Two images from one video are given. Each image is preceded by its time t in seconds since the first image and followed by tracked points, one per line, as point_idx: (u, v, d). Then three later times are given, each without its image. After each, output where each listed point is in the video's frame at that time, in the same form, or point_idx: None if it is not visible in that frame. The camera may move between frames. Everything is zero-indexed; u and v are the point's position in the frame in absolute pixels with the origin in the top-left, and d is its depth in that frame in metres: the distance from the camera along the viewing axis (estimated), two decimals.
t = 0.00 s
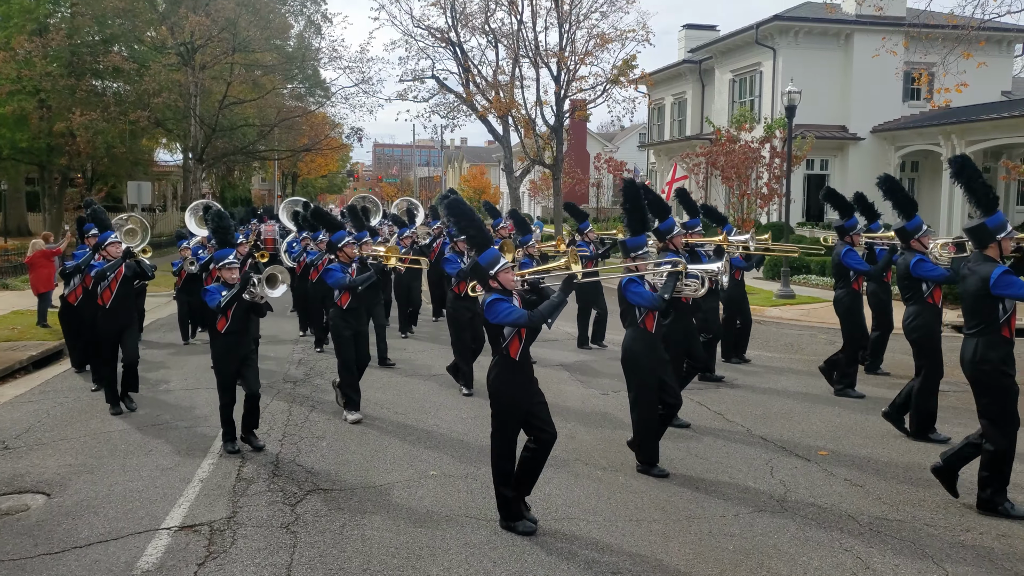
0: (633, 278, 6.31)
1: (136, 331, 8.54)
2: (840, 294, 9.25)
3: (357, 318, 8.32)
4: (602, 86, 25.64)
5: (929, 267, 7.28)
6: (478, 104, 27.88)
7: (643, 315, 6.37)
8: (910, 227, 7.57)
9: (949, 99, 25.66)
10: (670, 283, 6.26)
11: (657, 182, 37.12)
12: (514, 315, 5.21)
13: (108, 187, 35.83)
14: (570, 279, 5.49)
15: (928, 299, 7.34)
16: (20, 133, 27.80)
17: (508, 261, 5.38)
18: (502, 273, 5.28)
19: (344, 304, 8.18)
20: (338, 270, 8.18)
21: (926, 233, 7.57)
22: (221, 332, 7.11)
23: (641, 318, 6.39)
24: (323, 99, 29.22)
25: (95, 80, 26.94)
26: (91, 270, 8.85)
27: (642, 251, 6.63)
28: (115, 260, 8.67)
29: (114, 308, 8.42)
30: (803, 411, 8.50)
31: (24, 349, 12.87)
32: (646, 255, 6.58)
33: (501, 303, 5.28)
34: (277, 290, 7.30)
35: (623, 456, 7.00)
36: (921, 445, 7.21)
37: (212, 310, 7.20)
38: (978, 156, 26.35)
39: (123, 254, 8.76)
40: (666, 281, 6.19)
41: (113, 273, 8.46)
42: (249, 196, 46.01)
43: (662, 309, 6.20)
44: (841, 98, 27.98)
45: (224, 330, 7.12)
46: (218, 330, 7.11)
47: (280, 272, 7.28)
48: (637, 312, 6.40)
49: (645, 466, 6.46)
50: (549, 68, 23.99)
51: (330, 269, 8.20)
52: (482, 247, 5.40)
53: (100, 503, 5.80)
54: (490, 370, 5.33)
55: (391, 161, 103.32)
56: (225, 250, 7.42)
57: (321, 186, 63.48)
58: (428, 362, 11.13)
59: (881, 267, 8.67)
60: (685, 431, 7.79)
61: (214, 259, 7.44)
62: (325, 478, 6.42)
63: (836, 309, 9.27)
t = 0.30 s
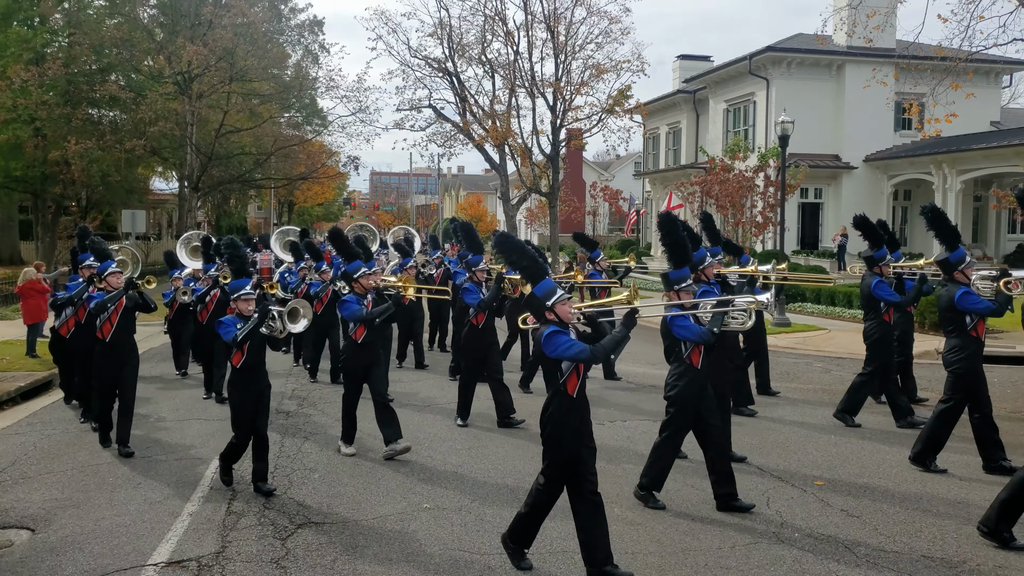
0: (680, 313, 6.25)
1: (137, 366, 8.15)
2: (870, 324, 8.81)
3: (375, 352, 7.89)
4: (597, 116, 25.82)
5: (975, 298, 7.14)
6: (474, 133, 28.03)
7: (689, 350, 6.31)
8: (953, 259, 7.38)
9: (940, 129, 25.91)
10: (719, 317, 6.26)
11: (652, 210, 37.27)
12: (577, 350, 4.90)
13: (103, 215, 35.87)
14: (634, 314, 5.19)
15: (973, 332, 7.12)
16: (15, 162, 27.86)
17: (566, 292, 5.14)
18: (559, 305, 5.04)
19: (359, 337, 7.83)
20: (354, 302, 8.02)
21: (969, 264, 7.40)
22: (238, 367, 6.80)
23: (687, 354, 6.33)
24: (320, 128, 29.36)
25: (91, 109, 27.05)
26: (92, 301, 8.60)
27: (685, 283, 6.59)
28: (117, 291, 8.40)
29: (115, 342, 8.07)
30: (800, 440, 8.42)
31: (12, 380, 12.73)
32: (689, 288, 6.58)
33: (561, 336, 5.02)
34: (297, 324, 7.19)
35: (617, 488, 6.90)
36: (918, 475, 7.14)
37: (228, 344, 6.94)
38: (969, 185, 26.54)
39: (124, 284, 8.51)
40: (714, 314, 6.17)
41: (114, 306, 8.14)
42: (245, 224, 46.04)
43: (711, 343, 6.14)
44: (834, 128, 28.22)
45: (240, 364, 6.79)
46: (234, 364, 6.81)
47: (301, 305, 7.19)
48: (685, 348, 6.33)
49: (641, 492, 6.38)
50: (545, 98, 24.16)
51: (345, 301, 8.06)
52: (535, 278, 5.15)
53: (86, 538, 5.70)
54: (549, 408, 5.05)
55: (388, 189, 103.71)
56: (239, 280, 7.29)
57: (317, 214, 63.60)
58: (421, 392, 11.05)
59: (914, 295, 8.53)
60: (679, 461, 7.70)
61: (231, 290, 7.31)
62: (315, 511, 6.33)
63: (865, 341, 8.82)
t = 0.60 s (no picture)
0: (724, 331, 6.20)
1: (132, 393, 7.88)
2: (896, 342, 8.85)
3: (395, 374, 7.59)
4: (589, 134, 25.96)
5: (1013, 315, 7.14)
6: (466, 151, 28.13)
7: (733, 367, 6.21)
8: (991, 275, 7.42)
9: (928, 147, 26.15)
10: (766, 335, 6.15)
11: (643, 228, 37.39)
12: (641, 372, 4.78)
13: (93, 233, 35.74)
14: (697, 331, 5.09)
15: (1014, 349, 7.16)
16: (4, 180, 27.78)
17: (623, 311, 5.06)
18: (619, 324, 4.95)
19: (381, 357, 7.52)
20: (372, 320, 7.51)
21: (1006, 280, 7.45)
22: (253, 393, 6.38)
23: (732, 371, 6.22)
24: (311, 146, 29.41)
25: (81, 127, 27.03)
26: (87, 322, 8.19)
27: (732, 298, 6.37)
28: (114, 311, 8.04)
29: (112, 366, 7.77)
30: (793, 457, 8.41)
31: None
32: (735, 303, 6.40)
33: (623, 357, 4.90)
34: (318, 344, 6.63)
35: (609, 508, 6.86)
36: (909, 492, 7.14)
37: (242, 369, 6.48)
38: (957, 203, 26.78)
39: (123, 305, 8.14)
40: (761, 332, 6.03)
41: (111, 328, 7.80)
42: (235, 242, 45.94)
43: (757, 360, 6.08)
44: (823, 146, 28.44)
45: (254, 390, 6.38)
46: (249, 390, 6.39)
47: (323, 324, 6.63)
48: (728, 365, 6.23)
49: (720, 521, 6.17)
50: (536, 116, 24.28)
51: (362, 318, 7.54)
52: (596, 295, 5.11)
53: (72, 561, 5.64)
54: (607, 433, 4.91)
55: (380, 207, 103.77)
56: (252, 300, 6.69)
57: (308, 232, 63.55)
58: (413, 412, 10.99)
59: (940, 314, 8.44)
60: (671, 480, 7.68)
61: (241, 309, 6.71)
62: (305, 532, 6.27)
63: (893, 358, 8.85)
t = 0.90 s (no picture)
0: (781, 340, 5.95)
1: (140, 400, 7.47)
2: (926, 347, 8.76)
3: (417, 382, 7.36)
4: (584, 138, 26.03)
5: None
6: (461, 154, 28.20)
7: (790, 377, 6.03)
8: None
9: (922, 152, 26.29)
10: (822, 342, 5.91)
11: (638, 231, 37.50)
12: (719, 381, 4.61)
13: (88, 236, 35.72)
14: (772, 335, 4.93)
15: None
16: None
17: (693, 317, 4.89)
18: (688, 331, 4.79)
19: (404, 365, 7.28)
20: (397, 327, 7.26)
21: None
22: (276, 402, 6.13)
23: (789, 382, 6.03)
24: (307, 148, 29.42)
25: (76, 129, 27.04)
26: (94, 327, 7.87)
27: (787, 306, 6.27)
28: (121, 314, 7.68)
29: (119, 371, 7.39)
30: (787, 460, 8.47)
31: None
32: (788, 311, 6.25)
33: (698, 366, 4.70)
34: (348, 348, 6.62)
35: (605, 511, 6.90)
36: (902, 495, 7.20)
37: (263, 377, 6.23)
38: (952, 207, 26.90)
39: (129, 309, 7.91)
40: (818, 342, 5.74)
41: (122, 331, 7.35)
42: (231, 244, 45.91)
43: (814, 371, 5.84)
44: (818, 149, 28.58)
45: (278, 399, 6.13)
46: (272, 399, 6.14)
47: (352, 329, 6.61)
48: (785, 374, 6.03)
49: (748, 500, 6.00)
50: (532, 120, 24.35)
51: (385, 325, 7.26)
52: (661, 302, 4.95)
53: (71, 563, 5.69)
54: (683, 446, 4.79)
55: (376, 210, 103.78)
56: (274, 303, 6.46)
57: (304, 234, 63.55)
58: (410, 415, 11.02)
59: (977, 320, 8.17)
60: (667, 483, 7.73)
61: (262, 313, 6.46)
62: (301, 535, 6.30)
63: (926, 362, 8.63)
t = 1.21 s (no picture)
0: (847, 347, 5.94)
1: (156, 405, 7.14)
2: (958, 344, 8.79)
3: (448, 385, 7.27)
4: (583, 138, 26.03)
5: None
6: (460, 154, 28.19)
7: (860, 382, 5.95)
8: None
9: (920, 152, 26.32)
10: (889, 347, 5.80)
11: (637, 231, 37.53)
12: (812, 387, 4.48)
13: (87, 235, 35.69)
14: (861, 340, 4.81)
15: None
16: None
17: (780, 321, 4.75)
18: (777, 335, 4.65)
19: (436, 366, 7.20)
20: (428, 326, 7.22)
21: None
22: (311, 409, 5.84)
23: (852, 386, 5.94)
24: (305, 148, 29.39)
25: (74, 129, 27.03)
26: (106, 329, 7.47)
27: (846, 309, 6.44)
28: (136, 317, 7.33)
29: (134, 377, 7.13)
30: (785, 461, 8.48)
31: None
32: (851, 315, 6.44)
33: (789, 371, 4.56)
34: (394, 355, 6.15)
35: (605, 511, 6.91)
36: (901, 494, 7.22)
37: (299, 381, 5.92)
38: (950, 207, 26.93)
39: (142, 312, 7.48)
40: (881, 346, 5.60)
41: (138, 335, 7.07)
42: (229, 244, 45.91)
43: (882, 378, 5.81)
44: (817, 149, 28.61)
45: (314, 405, 5.83)
46: (307, 406, 5.83)
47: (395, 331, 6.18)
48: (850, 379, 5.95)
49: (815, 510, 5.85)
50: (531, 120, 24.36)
51: (418, 325, 7.24)
52: (741, 307, 4.81)
53: (71, 562, 5.70)
54: (767, 452, 4.65)
55: (375, 210, 103.78)
56: (311, 307, 6.35)
57: (302, 234, 63.55)
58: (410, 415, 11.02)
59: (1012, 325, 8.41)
60: (666, 483, 7.74)
61: (298, 318, 6.34)
62: (302, 534, 6.31)
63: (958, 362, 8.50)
